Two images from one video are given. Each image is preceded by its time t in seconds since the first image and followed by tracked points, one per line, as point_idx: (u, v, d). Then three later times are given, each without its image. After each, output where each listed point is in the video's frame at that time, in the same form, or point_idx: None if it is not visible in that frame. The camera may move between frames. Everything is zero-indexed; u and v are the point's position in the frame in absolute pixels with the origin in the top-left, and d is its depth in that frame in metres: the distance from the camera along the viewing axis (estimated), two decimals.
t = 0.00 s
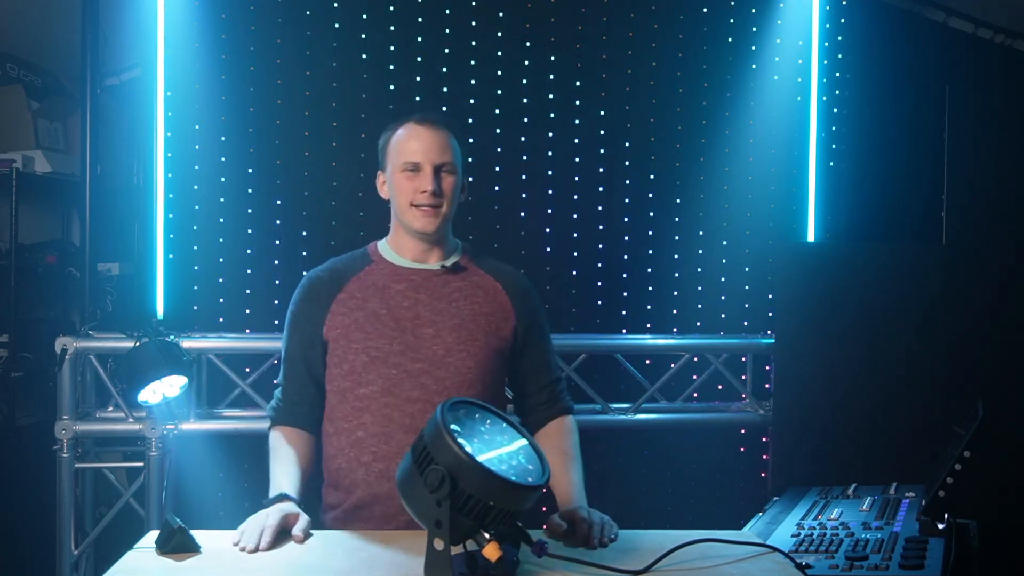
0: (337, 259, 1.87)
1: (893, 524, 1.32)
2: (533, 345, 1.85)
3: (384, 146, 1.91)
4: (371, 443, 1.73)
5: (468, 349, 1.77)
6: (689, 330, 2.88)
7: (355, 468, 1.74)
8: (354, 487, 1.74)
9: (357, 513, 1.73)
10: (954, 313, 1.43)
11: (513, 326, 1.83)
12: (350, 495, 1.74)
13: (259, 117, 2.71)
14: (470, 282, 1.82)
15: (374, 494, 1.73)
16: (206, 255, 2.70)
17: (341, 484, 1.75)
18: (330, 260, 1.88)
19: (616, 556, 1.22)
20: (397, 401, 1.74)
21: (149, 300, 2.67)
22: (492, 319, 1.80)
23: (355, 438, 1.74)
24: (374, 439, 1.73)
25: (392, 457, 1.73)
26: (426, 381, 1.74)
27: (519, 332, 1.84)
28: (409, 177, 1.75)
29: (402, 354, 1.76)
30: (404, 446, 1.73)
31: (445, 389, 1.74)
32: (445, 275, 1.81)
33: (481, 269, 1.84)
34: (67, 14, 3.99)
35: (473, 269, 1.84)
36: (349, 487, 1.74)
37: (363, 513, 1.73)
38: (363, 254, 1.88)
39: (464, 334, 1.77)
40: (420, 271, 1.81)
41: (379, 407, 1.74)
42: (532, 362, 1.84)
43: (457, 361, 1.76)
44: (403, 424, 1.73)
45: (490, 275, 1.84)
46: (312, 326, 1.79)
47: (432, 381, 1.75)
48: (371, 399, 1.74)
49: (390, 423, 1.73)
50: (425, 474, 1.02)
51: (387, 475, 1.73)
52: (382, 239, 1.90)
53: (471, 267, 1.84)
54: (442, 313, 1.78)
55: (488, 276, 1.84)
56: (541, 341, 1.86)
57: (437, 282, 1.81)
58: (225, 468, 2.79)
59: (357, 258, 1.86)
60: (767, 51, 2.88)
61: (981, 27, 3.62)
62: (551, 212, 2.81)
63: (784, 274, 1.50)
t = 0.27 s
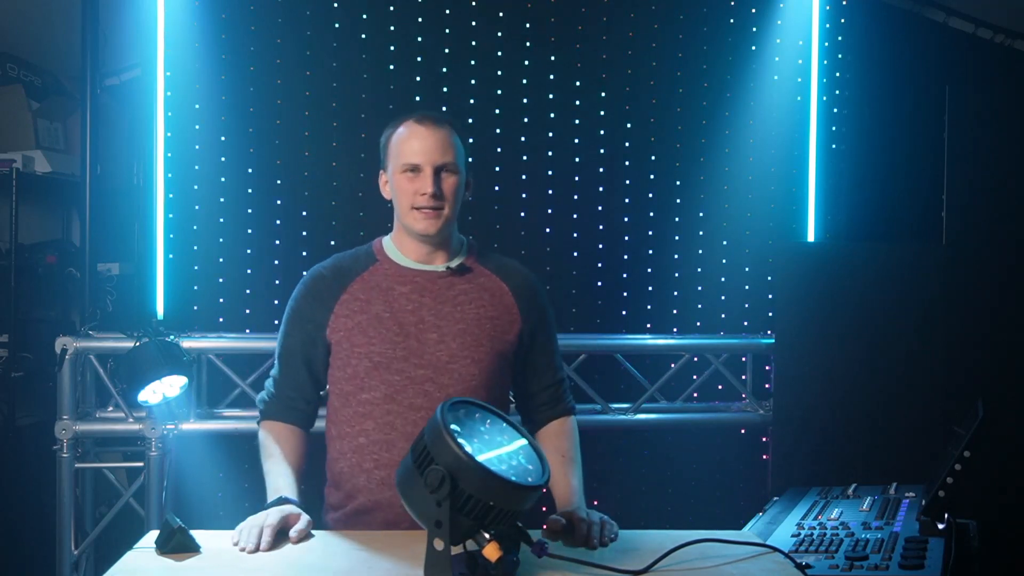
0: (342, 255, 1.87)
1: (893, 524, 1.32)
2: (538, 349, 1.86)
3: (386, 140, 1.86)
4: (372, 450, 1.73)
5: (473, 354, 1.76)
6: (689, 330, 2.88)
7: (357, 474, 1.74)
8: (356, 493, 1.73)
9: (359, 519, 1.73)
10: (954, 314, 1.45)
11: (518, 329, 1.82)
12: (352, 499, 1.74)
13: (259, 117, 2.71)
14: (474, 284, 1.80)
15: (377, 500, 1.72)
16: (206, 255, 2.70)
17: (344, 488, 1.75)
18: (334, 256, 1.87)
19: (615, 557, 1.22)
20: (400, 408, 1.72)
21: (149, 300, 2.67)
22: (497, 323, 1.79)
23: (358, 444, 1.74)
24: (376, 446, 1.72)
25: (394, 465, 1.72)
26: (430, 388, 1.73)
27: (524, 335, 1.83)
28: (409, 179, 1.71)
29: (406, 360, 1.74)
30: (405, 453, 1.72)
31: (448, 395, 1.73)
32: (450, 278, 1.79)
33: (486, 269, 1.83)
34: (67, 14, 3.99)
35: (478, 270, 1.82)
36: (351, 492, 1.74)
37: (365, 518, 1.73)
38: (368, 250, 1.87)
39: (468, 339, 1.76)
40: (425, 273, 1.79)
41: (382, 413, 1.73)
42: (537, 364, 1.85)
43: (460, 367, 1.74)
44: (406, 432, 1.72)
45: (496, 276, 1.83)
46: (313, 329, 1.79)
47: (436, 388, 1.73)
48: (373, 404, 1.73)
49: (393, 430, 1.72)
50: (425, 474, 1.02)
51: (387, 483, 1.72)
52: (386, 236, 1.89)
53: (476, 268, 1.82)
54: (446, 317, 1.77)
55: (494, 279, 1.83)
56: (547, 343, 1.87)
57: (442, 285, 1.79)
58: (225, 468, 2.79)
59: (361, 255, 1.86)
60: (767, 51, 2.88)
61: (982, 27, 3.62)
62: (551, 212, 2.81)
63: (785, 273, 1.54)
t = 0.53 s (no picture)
0: (340, 255, 1.86)
1: (893, 524, 1.32)
2: (538, 350, 1.86)
3: (382, 136, 1.83)
4: (374, 452, 1.73)
5: (475, 357, 1.76)
6: (689, 330, 2.88)
7: (360, 477, 1.74)
8: (359, 496, 1.74)
9: (361, 522, 1.73)
10: (954, 314, 1.45)
11: (519, 330, 1.82)
12: (355, 502, 1.75)
13: (259, 117, 2.71)
14: (475, 285, 1.80)
15: (382, 504, 1.72)
16: (206, 255, 2.70)
17: (346, 491, 1.75)
18: (332, 256, 1.87)
19: (615, 556, 1.22)
20: (402, 411, 1.72)
21: (149, 300, 2.67)
22: (499, 324, 1.79)
23: (361, 447, 1.74)
24: (379, 449, 1.72)
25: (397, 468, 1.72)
26: (432, 390, 1.73)
27: (525, 336, 1.83)
28: (406, 181, 1.69)
29: (408, 363, 1.74)
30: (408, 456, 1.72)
31: (450, 397, 1.73)
32: (450, 279, 1.79)
33: (487, 269, 1.83)
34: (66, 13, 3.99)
35: (478, 271, 1.82)
36: (354, 495, 1.74)
37: (368, 522, 1.73)
38: (367, 251, 1.86)
39: (470, 340, 1.76)
40: (427, 275, 1.79)
41: (384, 416, 1.73)
42: (538, 363, 1.85)
43: (462, 369, 1.75)
44: (408, 435, 1.71)
45: (497, 277, 1.83)
46: (314, 330, 1.79)
47: (437, 390, 1.73)
48: (374, 406, 1.73)
49: (396, 434, 1.72)
50: (425, 474, 1.02)
51: (390, 487, 1.72)
52: (385, 236, 1.88)
53: (477, 269, 1.82)
54: (448, 319, 1.76)
55: (495, 280, 1.82)
56: (547, 343, 1.86)
57: (442, 286, 1.79)
58: (225, 468, 2.79)
59: (360, 255, 1.85)
60: (767, 51, 2.88)
61: (981, 27, 3.62)
62: (551, 212, 2.81)
63: (785, 272, 1.54)
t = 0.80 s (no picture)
0: (336, 259, 1.87)
1: (893, 524, 1.32)
2: (535, 351, 1.86)
3: (380, 135, 1.83)
4: (370, 452, 1.73)
5: (472, 358, 1.76)
6: (689, 330, 2.88)
7: (356, 478, 1.74)
8: (356, 497, 1.74)
9: (359, 522, 1.73)
10: (954, 314, 1.46)
11: (517, 331, 1.82)
12: (352, 503, 1.75)
13: (259, 117, 2.71)
14: (472, 287, 1.80)
15: (375, 504, 1.72)
16: (206, 255, 2.70)
17: (344, 492, 1.76)
18: (330, 260, 1.87)
19: (614, 557, 1.22)
20: (398, 411, 1.72)
21: (149, 300, 2.67)
22: (495, 325, 1.79)
23: (358, 447, 1.74)
24: (375, 450, 1.73)
25: (392, 468, 1.72)
26: (427, 391, 1.73)
27: (523, 338, 1.83)
28: (402, 180, 1.69)
29: (403, 364, 1.74)
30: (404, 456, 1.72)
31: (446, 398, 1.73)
32: (447, 280, 1.79)
33: (484, 272, 1.83)
34: (66, 13, 3.98)
35: (475, 273, 1.82)
36: (351, 496, 1.74)
37: (366, 522, 1.73)
38: (363, 254, 1.86)
39: (466, 341, 1.76)
40: (422, 276, 1.79)
41: (380, 417, 1.73)
42: (535, 366, 1.86)
43: (459, 370, 1.75)
44: (403, 434, 1.72)
45: (494, 279, 1.83)
46: (312, 331, 1.79)
47: (433, 391, 1.73)
48: (371, 407, 1.73)
49: (391, 434, 1.72)
50: (425, 474, 1.02)
51: (386, 487, 1.72)
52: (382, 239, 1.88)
53: (474, 271, 1.82)
54: (444, 320, 1.76)
55: (493, 281, 1.83)
56: (544, 346, 1.87)
57: (439, 288, 1.79)
58: (225, 468, 2.79)
59: (357, 258, 1.85)
60: (767, 51, 2.87)
61: (982, 27, 3.62)
62: (551, 213, 2.81)
63: (786, 273, 1.54)
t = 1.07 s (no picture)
0: (334, 261, 1.87)
1: (893, 524, 1.32)
2: (532, 353, 1.86)
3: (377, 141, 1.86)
4: (365, 450, 1.73)
5: (466, 357, 1.76)
6: (689, 330, 2.88)
7: (351, 475, 1.74)
8: (352, 494, 1.73)
9: (355, 521, 1.73)
10: (955, 315, 1.47)
11: (513, 333, 1.81)
12: (348, 501, 1.74)
13: (259, 117, 2.71)
14: (468, 287, 1.80)
15: (369, 502, 1.72)
16: (206, 255, 2.70)
17: (340, 489, 1.75)
18: (329, 261, 1.87)
19: (612, 557, 1.22)
20: (392, 409, 1.72)
21: (149, 300, 2.67)
22: (491, 326, 1.79)
23: (353, 444, 1.74)
24: (369, 446, 1.73)
25: (386, 465, 1.72)
26: (420, 389, 1.73)
27: (520, 339, 1.83)
28: (393, 180, 1.71)
29: (397, 362, 1.74)
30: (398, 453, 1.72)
31: (441, 397, 1.72)
32: (443, 280, 1.79)
33: (481, 273, 1.83)
34: (66, 13, 3.98)
35: (472, 273, 1.82)
36: (348, 493, 1.74)
37: (362, 520, 1.72)
38: (361, 255, 1.87)
39: (461, 341, 1.76)
40: (416, 276, 1.79)
41: (376, 415, 1.73)
42: (532, 367, 1.85)
43: (454, 370, 1.75)
44: (396, 431, 1.72)
45: (491, 281, 1.83)
46: (312, 330, 1.79)
47: (426, 390, 1.73)
48: (367, 406, 1.73)
49: (383, 431, 1.72)
50: (425, 475, 1.02)
51: (381, 484, 1.72)
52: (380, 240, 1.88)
53: (470, 271, 1.82)
54: (440, 320, 1.77)
55: (491, 281, 1.83)
56: (541, 347, 1.86)
57: (435, 288, 1.79)
58: (225, 468, 2.79)
59: (354, 260, 1.85)
60: (767, 51, 2.87)
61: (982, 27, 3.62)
62: (551, 212, 2.81)
63: (786, 273, 1.54)
